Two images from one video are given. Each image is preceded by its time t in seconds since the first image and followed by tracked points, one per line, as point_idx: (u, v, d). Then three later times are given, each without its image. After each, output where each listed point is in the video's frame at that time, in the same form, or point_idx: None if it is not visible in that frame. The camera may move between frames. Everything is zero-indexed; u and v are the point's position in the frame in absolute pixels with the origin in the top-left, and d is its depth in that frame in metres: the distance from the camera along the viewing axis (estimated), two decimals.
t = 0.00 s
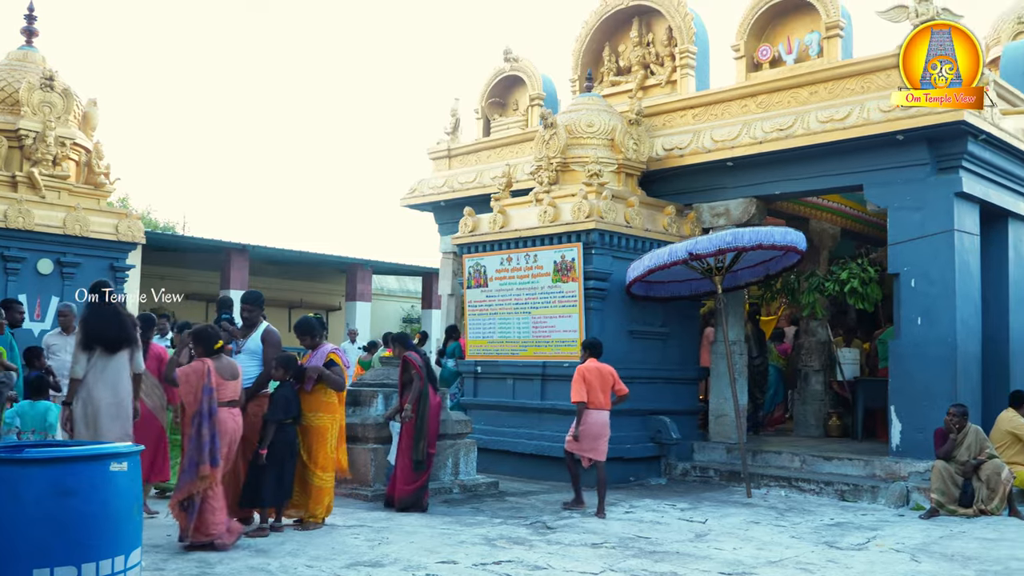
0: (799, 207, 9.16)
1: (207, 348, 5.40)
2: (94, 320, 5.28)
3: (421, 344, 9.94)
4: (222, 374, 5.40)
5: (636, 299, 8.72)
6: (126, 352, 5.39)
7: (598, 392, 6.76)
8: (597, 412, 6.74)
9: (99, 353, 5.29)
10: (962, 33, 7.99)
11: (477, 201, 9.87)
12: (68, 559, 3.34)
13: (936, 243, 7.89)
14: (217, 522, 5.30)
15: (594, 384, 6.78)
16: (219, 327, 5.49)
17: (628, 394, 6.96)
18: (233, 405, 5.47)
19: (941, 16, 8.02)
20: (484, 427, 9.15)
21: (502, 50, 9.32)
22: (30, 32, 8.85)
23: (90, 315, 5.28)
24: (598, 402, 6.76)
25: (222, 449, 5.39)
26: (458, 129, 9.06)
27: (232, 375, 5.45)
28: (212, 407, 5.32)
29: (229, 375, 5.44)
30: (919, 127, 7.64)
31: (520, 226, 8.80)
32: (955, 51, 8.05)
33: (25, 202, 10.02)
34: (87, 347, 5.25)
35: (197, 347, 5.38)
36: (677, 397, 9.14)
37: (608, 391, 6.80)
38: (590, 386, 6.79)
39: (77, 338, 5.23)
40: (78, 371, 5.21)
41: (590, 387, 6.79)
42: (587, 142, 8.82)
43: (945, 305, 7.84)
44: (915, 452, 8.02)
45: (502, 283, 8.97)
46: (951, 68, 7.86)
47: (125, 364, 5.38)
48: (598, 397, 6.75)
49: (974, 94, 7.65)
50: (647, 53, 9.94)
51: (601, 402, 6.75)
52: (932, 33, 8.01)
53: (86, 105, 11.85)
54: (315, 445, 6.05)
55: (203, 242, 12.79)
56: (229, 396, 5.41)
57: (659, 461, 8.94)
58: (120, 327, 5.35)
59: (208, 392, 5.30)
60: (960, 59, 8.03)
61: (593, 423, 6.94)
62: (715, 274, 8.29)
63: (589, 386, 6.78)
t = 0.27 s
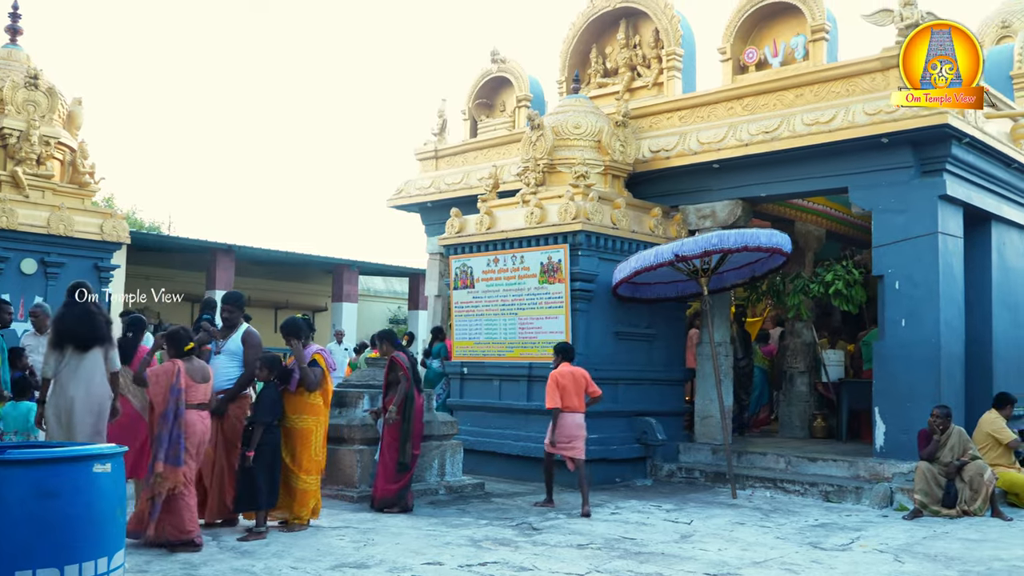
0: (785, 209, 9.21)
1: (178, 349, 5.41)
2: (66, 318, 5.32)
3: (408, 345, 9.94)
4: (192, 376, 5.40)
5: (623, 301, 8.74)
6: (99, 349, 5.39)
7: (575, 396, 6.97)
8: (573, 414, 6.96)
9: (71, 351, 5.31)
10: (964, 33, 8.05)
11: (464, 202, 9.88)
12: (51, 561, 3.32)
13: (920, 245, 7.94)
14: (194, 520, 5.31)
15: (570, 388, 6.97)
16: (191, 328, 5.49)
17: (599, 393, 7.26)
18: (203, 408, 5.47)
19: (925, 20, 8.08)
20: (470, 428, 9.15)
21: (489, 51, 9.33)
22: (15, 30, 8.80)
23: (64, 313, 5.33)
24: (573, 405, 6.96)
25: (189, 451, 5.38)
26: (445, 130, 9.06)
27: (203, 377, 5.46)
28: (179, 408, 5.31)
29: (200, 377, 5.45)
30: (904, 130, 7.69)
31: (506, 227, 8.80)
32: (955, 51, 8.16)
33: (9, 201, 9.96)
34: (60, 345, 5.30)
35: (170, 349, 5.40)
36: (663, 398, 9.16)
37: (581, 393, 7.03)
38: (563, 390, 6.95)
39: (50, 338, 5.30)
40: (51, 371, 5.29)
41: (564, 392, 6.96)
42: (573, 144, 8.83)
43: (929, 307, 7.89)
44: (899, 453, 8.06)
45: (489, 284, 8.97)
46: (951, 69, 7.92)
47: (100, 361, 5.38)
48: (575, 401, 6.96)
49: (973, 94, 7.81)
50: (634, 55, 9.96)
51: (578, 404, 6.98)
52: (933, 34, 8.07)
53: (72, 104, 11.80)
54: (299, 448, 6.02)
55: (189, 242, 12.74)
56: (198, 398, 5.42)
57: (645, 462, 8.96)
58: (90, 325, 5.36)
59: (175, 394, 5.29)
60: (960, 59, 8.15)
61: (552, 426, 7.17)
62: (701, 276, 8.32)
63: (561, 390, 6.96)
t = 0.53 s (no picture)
0: (768, 211, 9.26)
1: (146, 347, 5.40)
2: (45, 322, 5.31)
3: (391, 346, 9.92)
4: (157, 374, 5.36)
5: (607, 303, 8.76)
6: (74, 354, 5.34)
7: (547, 391, 7.32)
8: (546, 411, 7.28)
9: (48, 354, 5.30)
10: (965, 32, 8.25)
11: (448, 203, 9.88)
12: (30, 564, 3.29)
13: (901, 247, 8.00)
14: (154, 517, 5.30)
15: (542, 384, 7.31)
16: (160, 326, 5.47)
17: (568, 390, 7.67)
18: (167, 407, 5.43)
19: (906, 25, 8.15)
20: (453, 430, 9.14)
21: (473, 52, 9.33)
22: None
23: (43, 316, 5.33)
24: (544, 401, 7.29)
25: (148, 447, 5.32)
26: (430, 131, 9.06)
27: (169, 377, 5.42)
28: (145, 404, 5.29)
29: (166, 376, 5.42)
30: (885, 133, 7.75)
31: (491, 229, 8.81)
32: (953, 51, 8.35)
33: None
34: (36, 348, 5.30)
35: (137, 345, 5.39)
36: (646, 400, 9.19)
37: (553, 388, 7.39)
38: (535, 385, 7.28)
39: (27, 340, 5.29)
40: (25, 372, 5.28)
41: (535, 388, 7.29)
42: (558, 146, 8.85)
43: (910, 309, 7.95)
44: (880, 454, 8.11)
45: (473, 286, 8.97)
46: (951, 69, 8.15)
47: (74, 367, 5.34)
48: (547, 397, 7.32)
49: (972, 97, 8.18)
50: (618, 58, 9.99)
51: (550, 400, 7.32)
52: (932, 32, 8.24)
53: (53, 103, 11.72)
54: (281, 451, 6.01)
55: (171, 243, 12.68)
56: (163, 396, 5.38)
57: (628, 464, 8.99)
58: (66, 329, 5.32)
59: (141, 389, 5.26)
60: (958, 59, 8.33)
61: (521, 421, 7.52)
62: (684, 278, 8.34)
63: (532, 386, 7.29)
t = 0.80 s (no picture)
0: (750, 214, 9.30)
1: (111, 348, 5.30)
2: (30, 321, 5.35)
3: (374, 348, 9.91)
4: (120, 374, 5.28)
5: (590, 305, 8.77)
6: (56, 356, 5.37)
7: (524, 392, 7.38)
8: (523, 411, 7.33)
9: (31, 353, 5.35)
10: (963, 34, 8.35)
11: (432, 205, 9.87)
12: (7, 568, 3.27)
13: (883, 250, 8.05)
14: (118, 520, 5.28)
15: (519, 385, 7.37)
16: (128, 327, 5.36)
17: (545, 390, 7.77)
18: (133, 408, 5.32)
19: (887, 30, 8.21)
20: (436, 432, 9.13)
21: (458, 54, 9.33)
22: None
23: (29, 315, 5.38)
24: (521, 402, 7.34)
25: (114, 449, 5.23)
26: (413, 133, 9.05)
27: (133, 378, 5.33)
28: (109, 404, 5.21)
29: (130, 377, 5.33)
30: (867, 137, 7.80)
31: (474, 230, 8.80)
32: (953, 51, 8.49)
33: None
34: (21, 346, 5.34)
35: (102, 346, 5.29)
36: (629, 402, 9.21)
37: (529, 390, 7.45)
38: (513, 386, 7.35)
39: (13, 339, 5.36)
40: (10, 371, 5.35)
41: (512, 389, 7.35)
42: (541, 148, 8.86)
43: (891, 312, 8.00)
44: (861, 456, 8.17)
45: (456, 288, 8.97)
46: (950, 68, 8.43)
47: (55, 369, 5.36)
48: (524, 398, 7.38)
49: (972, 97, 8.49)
50: (602, 60, 10.01)
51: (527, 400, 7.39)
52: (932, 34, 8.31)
53: (33, 103, 11.63)
54: (261, 454, 5.97)
55: (152, 243, 12.60)
56: (127, 396, 5.29)
57: (611, 465, 9.01)
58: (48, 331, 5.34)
59: (104, 390, 5.21)
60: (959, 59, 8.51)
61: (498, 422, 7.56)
62: (667, 280, 8.36)
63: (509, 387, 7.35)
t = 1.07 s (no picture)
0: (735, 216, 9.34)
1: (72, 351, 5.24)
2: (17, 321, 5.37)
3: (359, 350, 9.89)
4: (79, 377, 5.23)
5: (576, 307, 8.79)
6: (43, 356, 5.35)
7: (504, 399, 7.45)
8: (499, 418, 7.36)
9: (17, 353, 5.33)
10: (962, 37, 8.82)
11: (417, 206, 9.86)
12: None
13: (867, 253, 8.09)
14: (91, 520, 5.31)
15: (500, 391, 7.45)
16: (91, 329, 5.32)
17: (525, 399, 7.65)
18: (93, 409, 5.31)
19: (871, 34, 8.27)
20: (422, 434, 9.12)
21: (444, 56, 9.34)
22: None
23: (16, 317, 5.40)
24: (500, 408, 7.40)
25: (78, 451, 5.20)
26: (399, 134, 9.04)
27: (93, 380, 5.30)
28: (71, 409, 5.10)
29: (91, 379, 5.30)
30: (851, 140, 7.85)
31: (460, 232, 8.81)
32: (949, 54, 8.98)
33: None
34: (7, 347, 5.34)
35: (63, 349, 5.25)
36: (615, 403, 9.23)
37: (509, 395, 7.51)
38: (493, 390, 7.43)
39: None
40: None
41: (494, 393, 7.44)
42: (527, 150, 8.87)
43: (874, 314, 8.05)
44: (845, 457, 8.21)
45: (442, 289, 8.97)
46: (950, 68, 9.05)
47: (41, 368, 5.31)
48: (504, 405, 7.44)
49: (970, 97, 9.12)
50: (588, 63, 10.04)
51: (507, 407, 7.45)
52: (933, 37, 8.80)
53: (16, 102, 11.57)
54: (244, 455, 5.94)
55: (136, 244, 12.55)
56: (87, 400, 5.28)
57: (597, 467, 9.02)
58: (35, 333, 5.36)
59: (65, 394, 5.08)
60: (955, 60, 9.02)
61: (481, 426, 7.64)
62: (653, 282, 8.38)
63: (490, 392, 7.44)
